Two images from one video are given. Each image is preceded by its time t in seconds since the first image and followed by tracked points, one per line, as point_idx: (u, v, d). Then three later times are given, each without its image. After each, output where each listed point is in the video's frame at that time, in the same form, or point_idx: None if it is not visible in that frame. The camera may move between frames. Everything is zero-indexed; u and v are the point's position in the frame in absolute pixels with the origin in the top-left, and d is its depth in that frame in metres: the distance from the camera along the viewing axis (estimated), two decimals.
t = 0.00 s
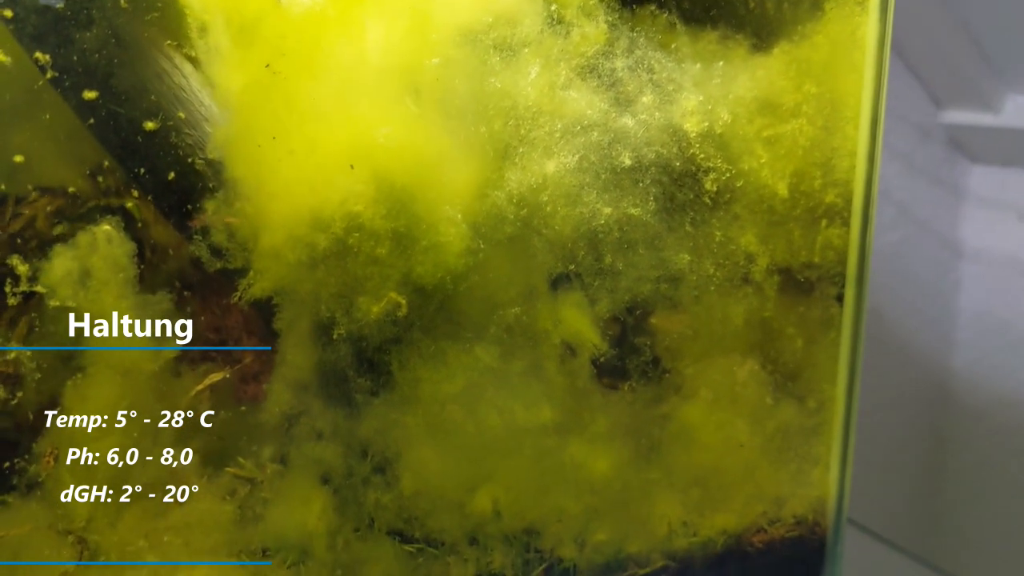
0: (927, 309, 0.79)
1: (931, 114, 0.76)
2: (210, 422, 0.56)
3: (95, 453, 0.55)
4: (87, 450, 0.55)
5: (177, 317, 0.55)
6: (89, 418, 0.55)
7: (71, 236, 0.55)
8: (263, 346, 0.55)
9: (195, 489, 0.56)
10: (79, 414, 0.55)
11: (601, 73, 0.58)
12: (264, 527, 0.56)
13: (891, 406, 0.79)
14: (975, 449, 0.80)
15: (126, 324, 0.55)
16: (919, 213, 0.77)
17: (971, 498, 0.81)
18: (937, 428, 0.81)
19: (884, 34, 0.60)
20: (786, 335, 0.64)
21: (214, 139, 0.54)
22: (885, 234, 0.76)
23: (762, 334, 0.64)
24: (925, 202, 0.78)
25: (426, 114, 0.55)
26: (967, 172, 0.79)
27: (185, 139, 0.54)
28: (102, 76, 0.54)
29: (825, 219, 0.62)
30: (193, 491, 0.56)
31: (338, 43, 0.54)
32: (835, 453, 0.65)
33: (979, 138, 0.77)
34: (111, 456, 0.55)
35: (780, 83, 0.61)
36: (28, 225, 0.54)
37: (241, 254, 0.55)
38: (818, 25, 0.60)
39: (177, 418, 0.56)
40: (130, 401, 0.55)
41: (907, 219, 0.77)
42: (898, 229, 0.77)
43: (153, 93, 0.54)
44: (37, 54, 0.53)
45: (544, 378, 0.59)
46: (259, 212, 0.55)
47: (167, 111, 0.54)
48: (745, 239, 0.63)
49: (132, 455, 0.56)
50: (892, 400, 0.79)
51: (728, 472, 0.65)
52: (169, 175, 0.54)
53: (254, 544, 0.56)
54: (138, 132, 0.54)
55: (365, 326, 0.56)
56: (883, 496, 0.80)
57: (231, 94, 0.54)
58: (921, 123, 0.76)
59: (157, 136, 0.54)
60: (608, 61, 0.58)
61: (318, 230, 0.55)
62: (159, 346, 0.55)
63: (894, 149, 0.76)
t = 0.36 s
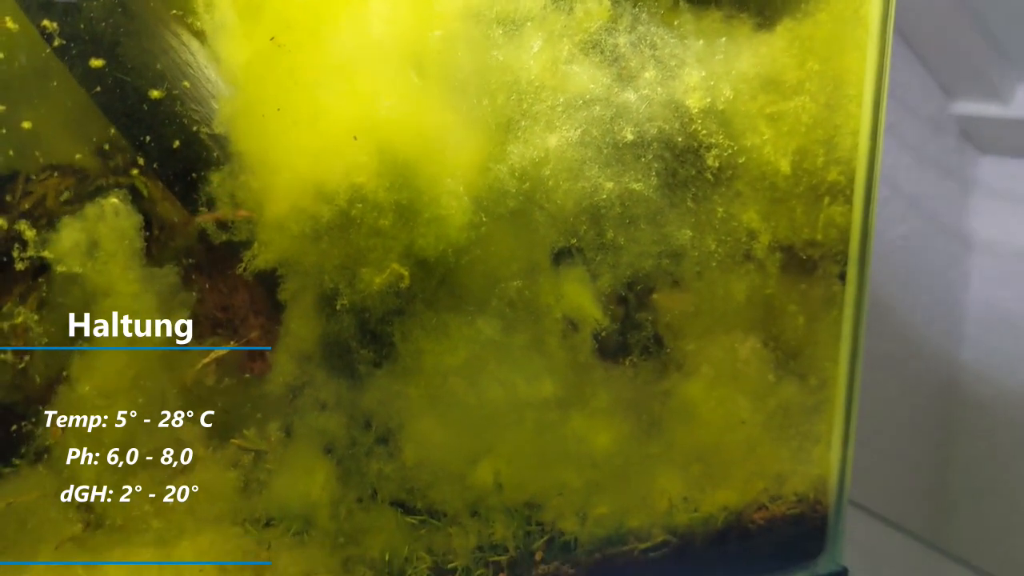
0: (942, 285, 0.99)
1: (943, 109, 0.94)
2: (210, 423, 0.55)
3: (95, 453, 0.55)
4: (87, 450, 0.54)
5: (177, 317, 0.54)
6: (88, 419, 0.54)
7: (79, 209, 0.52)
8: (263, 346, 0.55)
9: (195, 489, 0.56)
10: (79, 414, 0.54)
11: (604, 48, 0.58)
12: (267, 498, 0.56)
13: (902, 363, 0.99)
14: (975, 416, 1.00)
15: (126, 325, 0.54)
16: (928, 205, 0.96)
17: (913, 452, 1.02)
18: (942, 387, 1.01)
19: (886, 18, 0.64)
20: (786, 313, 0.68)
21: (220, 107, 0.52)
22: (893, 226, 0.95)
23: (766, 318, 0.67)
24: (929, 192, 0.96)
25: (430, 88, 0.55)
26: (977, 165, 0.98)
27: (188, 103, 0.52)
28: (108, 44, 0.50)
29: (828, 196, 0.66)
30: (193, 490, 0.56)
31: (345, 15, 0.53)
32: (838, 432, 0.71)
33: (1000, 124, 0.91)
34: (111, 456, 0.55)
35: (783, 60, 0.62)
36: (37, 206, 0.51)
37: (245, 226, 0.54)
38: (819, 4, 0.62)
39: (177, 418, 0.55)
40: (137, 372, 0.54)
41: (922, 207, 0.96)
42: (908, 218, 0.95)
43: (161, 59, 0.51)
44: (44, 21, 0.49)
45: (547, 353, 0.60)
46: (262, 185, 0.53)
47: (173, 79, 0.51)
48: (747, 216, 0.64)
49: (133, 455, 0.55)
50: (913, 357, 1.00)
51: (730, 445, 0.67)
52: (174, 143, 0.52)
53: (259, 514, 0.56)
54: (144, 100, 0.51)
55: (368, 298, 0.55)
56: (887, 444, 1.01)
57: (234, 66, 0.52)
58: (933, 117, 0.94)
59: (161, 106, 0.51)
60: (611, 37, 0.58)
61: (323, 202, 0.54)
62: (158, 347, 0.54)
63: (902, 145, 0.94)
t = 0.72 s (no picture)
0: (946, 272, 1.02)
1: (951, 100, 0.98)
2: (210, 422, 0.55)
3: (95, 453, 0.53)
4: (87, 450, 0.53)
5: (177, 317, 0.53)
6: (89, 419, 0.52)
7: (83, 175, 0.50)
8: (263, 346, 0.55)
9: (195, 488, 0.55)
10: (80, 415, 0.52)
11: (606, 17, 0.58)
12: (271, 466, 0.56)
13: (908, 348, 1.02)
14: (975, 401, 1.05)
15: (126, 325, 0.53)
16: (934, 195, 1.00)
17: (917, 440, 1.06)
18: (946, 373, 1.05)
19: None
20: (786, 287, 0.68)
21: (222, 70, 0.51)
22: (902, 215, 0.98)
23: (767, 292, 0.67)
24: (934, 182, 1.00)
25: (432, 54, 0.54)
26: (982, 155, 1.02)
27: (190, 66, 0.51)
28: (111, 3, 0.49)
29: (830, 168, 0.67)
30: (193, 490, 0.55)
31: None
32: (839, 408, 0.72)
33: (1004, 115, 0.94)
34: (111, 455, 0.53)
35: (785, 32, 0.63)
36: (45, 178, 0.50)
37: (249, 193, 0.53)
38: None
39: (177, 418, 0.54)
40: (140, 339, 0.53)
41: (930, 196, 0.99)
42: (914, 207, 0.99)
43: (164, 21, 0.50)
44: None
45: (548, 323, 0.60)
46: (263, 150, 0.53)
47: (177, 41, 0.50)
48: (749, 189, 0.64)
49: (133, 455, 0.54)
50: (920, 342, 1.03)
51: (731, 418, 0.67)
52: (177, 106, 0.51)
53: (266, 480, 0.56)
54: (147, 61, 0.50)
55: (370, 266, 0.55)
56: (895, 430, 1.04)
57: (236, 30, 0.51)
58: (941, 105, 0.98)
59: (165, 68, 0.50)
60: (614, 7, 0.58)
61: (324, 167, 0.53)
62: (159, 347, 0.53)
63: (912, 133, 0.98)
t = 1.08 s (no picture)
0: (948, 259, 1.10)
1: (961, 89, 1.06)
2: (210, 423, 0.54)
3: (95, 453, 0.53)
4: (87, 450, 0.53)
5: (177, 317, 0.53)
6: (89, 419, 0.52)
7: (87, 144, 0.50)
8: (263, 346, 0.55)
9: (195, 489, 0.55)
10: (80, 415, 0.52)
11: None
12: (272, 436, 0.56)
13: (908, 333, 1.10)
14: (956, 388, 1.15)
15: (126, 324, 0.53)
16: (944, 186, 1.08)
17: (919, 430, 1.15)
18: (958, 362, 1.14)
19: None
20: (787, 263, 0.68)
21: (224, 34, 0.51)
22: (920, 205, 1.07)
23: (769, 269, 0.67)
24: (952, 175, 1.08)
25: (433, 22, 0.54)
26: (992, 145, 1.10)
27: (190, 30, 0.50)
28: None
29: (832, 143, 0.67)
30: (194, 490, 0.55)
31: None
32: (840, 385, 0.71)
33: (1007, 103, 1.03)
34: (111, 455, 0.53)
35: (788, 5, 0.63)
36: (49, 152, 0.50)
37: (252, 163, 0.53)
38: None
39: (177, 418, 0.54)
40: (143, 308, 0.53)
41: (936, 186, 1.08)
42: (924, 197, 1.07)
43: None
44: None
45: (548, 294, 0.60)
46: (264, 117, 0.52)
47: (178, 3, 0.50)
48: (751, 162, 0.64)
49: (133, 455, 0.53)
50: (937, 330, 1.12)
51: (732, 394, 0.67)
52: (178, 70, 0.51)
53: (268, 450, 0.56)
54: (149, 24, 0.50)
55: (372, 235, 0.55)
56: (899, 421, 1.13)
57: None
58: (951, 94, 1.06)
59: (166, 31, 0.50)
60: None
61: (324, 135, 0.53)
62: (159, 347, 0.53)
63: (918, 124, 1.06)
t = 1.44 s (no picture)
0: (957, 249, 1.10)
1: (970, 78, 1.05)
2: (210, 423, 0.55)
3: (95, 453, 0.53)
4: (87, 450, 0.52)
5: (177, 317, 0.53)
6: (89, 419, 0.52)
7: (86, 114, 0.50)
8: (263, 346, 0.55)
9: (195, 488, 0.55)
10: (80, 415, 0.52)
11: None
12: (270, 406, 0.56)
13: (918, 323, 1.10)
14: (961, 379, 1.15)
15: (126, 324, 0.53)
16: (953, 175, 1.07)
17: (927, 422, 1.14)
18: (962, 353, 1.14)
19: None
20: (788, 239, 0.68)
21: None
22: (929, 194, 1.06)
23: (771, 245, 0.67)
24: (959, 164, 1.07)
25: None
26: (1000, 135, 1.09)
27: None
28: None
29: (834, 118, 0.66)
30: (193, 490, 0.55)
31: None
32: (841, 363, 0.71)
33: (1018, 91, 1.02)
34: (111, 456, 0.53)
35: None
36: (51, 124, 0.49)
37: (250, 133, 0.52)
38: None
39: (177, 418, 0.54)
40: (141, 279, 0.52)
41: (946, 176, 1.07)
42: (933, 186, 1.06)
43: None
44: None
45: (546, 267, 0.60)
46: (262, 85, 0.52)
47: None
48: (751, 136, 0.64)
49: (133, 455, 0.54)
50: (941, 321, 1.11)
51: (731, 370, 0.67)
52: (175, 34, 0.50)
53: (266, 421, 0.56)
54: None
55: (371, 205, 0.55)
56: (907, 411, 1.12)
57: None
58: (961, 83, 1.05)
59: None
60: None
61: (322, 103, 0.53)
62: (159, 346, 0.53)
63: (930, 112, 1.04)
